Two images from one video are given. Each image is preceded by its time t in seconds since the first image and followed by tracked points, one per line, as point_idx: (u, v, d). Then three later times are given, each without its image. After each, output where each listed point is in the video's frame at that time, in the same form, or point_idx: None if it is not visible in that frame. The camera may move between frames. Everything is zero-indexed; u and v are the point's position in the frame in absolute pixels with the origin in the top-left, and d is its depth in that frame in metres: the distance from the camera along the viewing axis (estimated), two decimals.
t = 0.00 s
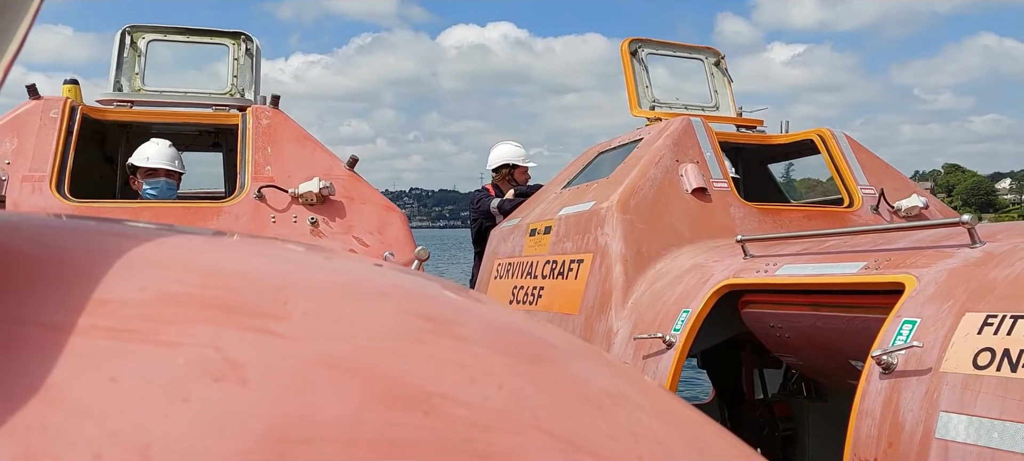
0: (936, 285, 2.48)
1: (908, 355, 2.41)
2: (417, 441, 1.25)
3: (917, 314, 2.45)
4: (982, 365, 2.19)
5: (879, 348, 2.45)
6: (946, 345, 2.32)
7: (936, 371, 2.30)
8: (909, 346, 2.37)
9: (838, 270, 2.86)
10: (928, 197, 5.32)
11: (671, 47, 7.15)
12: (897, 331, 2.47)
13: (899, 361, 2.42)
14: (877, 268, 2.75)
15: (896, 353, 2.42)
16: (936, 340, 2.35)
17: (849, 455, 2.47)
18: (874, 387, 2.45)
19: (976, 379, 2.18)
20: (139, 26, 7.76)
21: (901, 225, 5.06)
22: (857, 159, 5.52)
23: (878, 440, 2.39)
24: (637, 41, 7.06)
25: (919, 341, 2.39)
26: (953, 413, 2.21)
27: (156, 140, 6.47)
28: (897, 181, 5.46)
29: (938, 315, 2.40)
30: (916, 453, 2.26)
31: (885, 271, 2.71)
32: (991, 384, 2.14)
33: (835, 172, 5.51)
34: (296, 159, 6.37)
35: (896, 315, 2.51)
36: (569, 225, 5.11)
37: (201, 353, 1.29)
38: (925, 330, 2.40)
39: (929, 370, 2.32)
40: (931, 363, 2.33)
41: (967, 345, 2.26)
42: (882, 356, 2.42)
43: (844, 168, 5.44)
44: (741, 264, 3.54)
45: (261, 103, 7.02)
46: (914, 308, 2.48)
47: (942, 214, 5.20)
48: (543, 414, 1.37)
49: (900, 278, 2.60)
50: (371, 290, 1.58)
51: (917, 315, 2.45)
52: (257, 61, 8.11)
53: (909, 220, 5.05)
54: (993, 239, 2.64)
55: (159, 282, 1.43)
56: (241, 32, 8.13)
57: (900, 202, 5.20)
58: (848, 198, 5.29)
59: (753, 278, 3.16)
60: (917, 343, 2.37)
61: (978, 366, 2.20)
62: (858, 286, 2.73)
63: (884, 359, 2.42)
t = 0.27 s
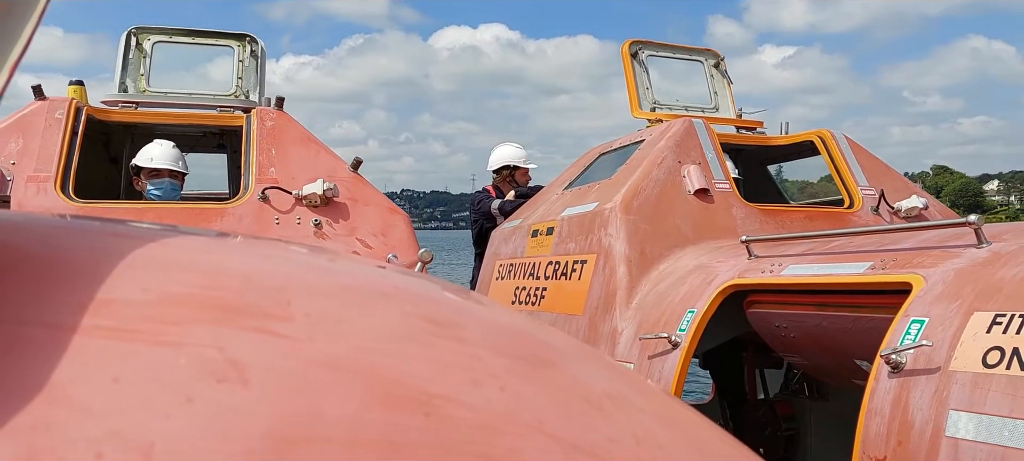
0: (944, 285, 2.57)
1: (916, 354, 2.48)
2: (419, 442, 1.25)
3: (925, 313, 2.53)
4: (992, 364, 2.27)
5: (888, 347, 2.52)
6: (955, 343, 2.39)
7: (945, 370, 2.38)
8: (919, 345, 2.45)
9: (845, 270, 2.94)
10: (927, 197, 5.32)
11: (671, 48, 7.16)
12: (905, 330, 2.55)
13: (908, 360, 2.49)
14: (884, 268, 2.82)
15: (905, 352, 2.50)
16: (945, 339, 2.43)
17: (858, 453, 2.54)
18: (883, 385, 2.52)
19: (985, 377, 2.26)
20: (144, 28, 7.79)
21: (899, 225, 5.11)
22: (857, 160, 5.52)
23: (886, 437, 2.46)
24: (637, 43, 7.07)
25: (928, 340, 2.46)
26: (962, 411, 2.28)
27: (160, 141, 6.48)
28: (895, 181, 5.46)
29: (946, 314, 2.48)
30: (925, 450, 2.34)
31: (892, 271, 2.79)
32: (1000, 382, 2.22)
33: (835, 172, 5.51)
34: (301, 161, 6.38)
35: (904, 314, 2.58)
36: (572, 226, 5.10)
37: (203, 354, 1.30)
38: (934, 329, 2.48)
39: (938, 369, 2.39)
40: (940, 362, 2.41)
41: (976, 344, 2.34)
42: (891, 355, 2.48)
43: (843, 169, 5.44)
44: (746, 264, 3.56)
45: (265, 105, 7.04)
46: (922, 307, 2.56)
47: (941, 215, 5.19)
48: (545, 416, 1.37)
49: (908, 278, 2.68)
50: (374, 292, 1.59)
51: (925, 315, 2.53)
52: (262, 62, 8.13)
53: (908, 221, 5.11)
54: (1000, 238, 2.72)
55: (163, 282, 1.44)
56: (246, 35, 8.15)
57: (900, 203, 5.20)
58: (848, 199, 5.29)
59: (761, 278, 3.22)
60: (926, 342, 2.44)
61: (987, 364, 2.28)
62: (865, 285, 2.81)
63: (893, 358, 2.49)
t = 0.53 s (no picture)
0: (955, 284, 2.59)
1: (929, 352, 2.51)
2: (424, 442, 1.24)
3: (937, 312, 2.56)
4: (1005, 362, 2.30)
5: (899, 345, 2.56)
6: (967, 342, 2.43)
7: (958, 368, 2.41)
8: (932, 344, 2.48)
9: (855, 269, 2.99)
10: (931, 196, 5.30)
11: (675, 49, 7.15)
12: (917, 329, 2.57)
13: (921, 358, 2.52)
14: (894, 267, 2.86)
15: (917, 350, 2.53)
16: (958, 337, 2.45)
17: (871, 451, 2.58)
18: (896, 383, 2.56)
19: (999, 375, 2.29)
20: (153, 29, 7.81)
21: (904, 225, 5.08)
22: (862, 159, 5.50)
23: (900, 435, 2.49)
24: (641, 43, 7.07)
25: (940, 338, 2.49)
26: (976, 409, 2.31)
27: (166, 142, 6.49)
28: (900, 180, 5.44)
29: (958, 313, 2.51)
30: (938, 447, 2.37)
31: (903, 269, 2.82)
32: (1014, 381, 2.25)
33: (840, 172, 5.49)
34: (308, 162, 6.39)
35: (916, 313, 2.61)
36: (578, 226, 5.08)
37: (209, 353, 1.29)
38: (946, 327, 2.50)
39: (951, 366, 2.42)
40: (952, 359, 2.44)
41: (989, 342, 2.37)
42: (903, 354, 2.52)
43: (848, 168, 5.43)
44: (755, 264, 3.56)
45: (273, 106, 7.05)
46: (934, 306, 2.58)
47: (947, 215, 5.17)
48: (551, 418, 1.36)
49: (919, 277, 2.71)
50: (381, 293, 1.58)
51: (937, 313, 2.56)
52: (269, 64, 8.15)
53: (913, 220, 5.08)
54: (1011, 237, 2.74)
55: (169, 281, 1.44)
56: (254, 36, 8.17)
57: (904, 202, 5.18)
58: (853, 199, 5.27)
59: (770, 277, 3.26)
60: (939, 340, 2.47)
61: (1001, 363, 2.31)
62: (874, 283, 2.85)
63: (905, 356, 2.52)
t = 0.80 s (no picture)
0: (958, 281, 2.67)
1: (932, 348, 2.59)
2: (422, 442, 1.25)
3: (940, 308, 2.63)
4: (1008, 357, 2.38)
5: (903, 342, 2.63)
6: (971, 337, 2.50)
7: (961, 363, 2.49)
8: (936, 339, 2.55)
9: (858, 268, 3.04)
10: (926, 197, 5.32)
11: (673, 51, 7.16)
12: (920, 326, 2.65)
13: (924, 354, 2.59)
14: (896, 266, 2.92)
15: (921, 347, 2.60)
16: (961, 333, 2.53)
17: (874, 446, 2.65)
18: (899, 378, 2.63)
19: (1002, 370, 2.37)
20: (151, 29, 7.81)
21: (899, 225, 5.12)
22: (857, 160, 5.51)
23: (903, 429, 2.57)
24: (639, 45, 7.08)
25: (944, 334, 2.57)
26: (980, 403, 2.39)
27: (164, 142, 6.47)
28: (895, 181, 5.46)
29: (961, 309, 2.58)
30: (943, 440, 2.45)
31: (905, 268, 2.88)
32: (1018, 375, 2.34)
33: (836, 172, 5.50)
34: (306, 163, 6.39)
35: (918, 310, 2.68)
36: (579, 226, 5.08)
37: (206, 354, 1.29)
38: (950, 323, 2.58)
39: (955, 362, 2.50)
40: (956, 355, 2.52)
41: (992, 338, 2.45)
42: (908, 349, 2.59)
43: (844, 169, 5.44)
44: (756, 262, 3.60)
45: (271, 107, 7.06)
46: (936, 303, 2.66)
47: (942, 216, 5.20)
48: (548, 418, 1.36)
49: (921, 275, 2.78)
50: (378, 294, 1.58)
51: (940, 310, 2.63)
52: (268, 64, 8.15)
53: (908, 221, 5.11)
54: (1012, 236, 2.82)
55: (167, 281, 1.44)
56: (253, 37, 8.17)
57: (900, 203, 5.20)
58: (848, 199, 5.29)
59: (771, 276, 3.31)
60: (943, 336, 2.55)
61: (1004, 358, 2.39)
62: (878, 281, 2.91)
63: (909, 352, 2.60)
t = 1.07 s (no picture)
0: (956, 277, 2.69)
1: (933, 342, 2.61)
2: (418, 440, 1.25)
3: (939, 303, 2.65)
4: (1008, 350, 2.40)
5: (904, 336, 2.65)
6: (971, 331, 2.53)
7: (961, 356, 2.51)
8: (936, 333, 2.57)
9: (857, 264, 3.07)
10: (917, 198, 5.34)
11: (667, 53, 7.17)
12: (920, 320, 2.67)
13: (925, 348, 2.61)
14: (894, 263, 2.95)
15: (921, 340, 2.62)
16: (961, 327, 2.56)
17: (876, 436, 2.69)
18: (900, 372, 2.66)
19: (1002, 363, 2.40)
20: (144, 30, 7.80)
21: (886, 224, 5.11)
22: (849, 162, 5.54)
23: (905, 421, 2.60)
24: (633, 47, 7.08)
25: (944, 328, 2.59)
26: (980, 395, 2.41)
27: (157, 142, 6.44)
28: (887, 182, 5.48)
29: (960, 304, 2.60)
30: (944, 432, 2.48)
31: (903, 264, 2.91)
32: (1017, 368, 2.36)
33: (828, 174, 5.52)
34: (300, 163, 6.39)
35: (918, 305, 2.70)
36: (576, 225, 5.08)
37: (202, 351, 1.29)
38: (949, 317, 2.60)
39: (955, 355, 2.52)
40: (956, 348, 2.54)
41: (992, 331, 2.47)
42: (909, 343, 2.61)
43: (837, 170, 5.46)
44: (755, 260, 3.62)
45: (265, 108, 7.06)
46: (936, 298, 2.68)
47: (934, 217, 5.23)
48: (543, 417, 1.36)
49: (920, 271, 2.80)
50: (374, 292, 1.58)
51: (939, 305, 2.65)
52: (262, 65, 8.14)
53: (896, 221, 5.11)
54: (1008, 233, 2.86)
55: (163, 280, 1.43)
56: (246, 38, 8.16)
57: (892, 203, 5.23)
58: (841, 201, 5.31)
59: (770, 274, 3.36)
60: (943, 330, 2.57)
61: (1003, 350, 2.41)
62: (878, 278, 2.94)
63: (910, 346, 2.62)
